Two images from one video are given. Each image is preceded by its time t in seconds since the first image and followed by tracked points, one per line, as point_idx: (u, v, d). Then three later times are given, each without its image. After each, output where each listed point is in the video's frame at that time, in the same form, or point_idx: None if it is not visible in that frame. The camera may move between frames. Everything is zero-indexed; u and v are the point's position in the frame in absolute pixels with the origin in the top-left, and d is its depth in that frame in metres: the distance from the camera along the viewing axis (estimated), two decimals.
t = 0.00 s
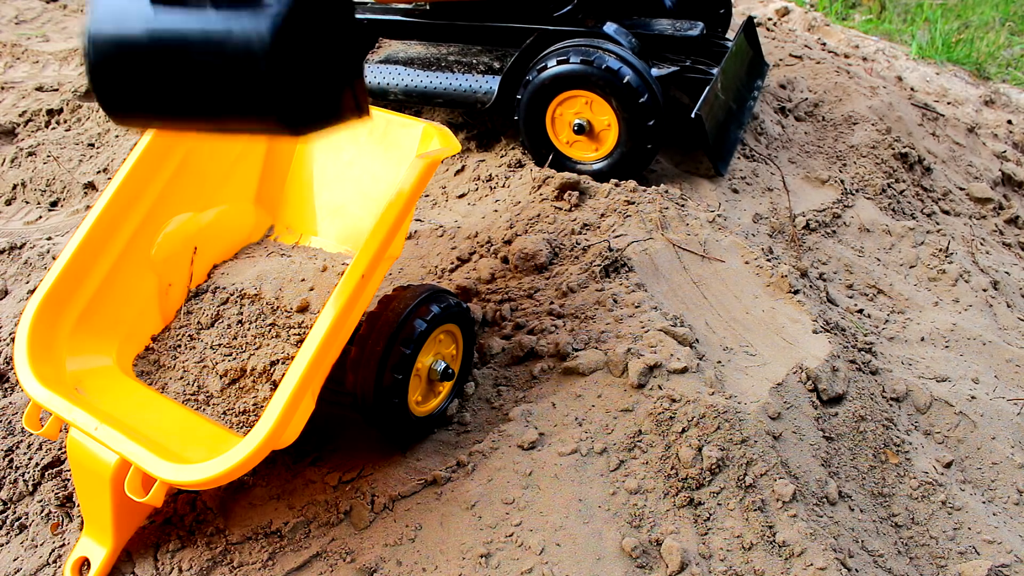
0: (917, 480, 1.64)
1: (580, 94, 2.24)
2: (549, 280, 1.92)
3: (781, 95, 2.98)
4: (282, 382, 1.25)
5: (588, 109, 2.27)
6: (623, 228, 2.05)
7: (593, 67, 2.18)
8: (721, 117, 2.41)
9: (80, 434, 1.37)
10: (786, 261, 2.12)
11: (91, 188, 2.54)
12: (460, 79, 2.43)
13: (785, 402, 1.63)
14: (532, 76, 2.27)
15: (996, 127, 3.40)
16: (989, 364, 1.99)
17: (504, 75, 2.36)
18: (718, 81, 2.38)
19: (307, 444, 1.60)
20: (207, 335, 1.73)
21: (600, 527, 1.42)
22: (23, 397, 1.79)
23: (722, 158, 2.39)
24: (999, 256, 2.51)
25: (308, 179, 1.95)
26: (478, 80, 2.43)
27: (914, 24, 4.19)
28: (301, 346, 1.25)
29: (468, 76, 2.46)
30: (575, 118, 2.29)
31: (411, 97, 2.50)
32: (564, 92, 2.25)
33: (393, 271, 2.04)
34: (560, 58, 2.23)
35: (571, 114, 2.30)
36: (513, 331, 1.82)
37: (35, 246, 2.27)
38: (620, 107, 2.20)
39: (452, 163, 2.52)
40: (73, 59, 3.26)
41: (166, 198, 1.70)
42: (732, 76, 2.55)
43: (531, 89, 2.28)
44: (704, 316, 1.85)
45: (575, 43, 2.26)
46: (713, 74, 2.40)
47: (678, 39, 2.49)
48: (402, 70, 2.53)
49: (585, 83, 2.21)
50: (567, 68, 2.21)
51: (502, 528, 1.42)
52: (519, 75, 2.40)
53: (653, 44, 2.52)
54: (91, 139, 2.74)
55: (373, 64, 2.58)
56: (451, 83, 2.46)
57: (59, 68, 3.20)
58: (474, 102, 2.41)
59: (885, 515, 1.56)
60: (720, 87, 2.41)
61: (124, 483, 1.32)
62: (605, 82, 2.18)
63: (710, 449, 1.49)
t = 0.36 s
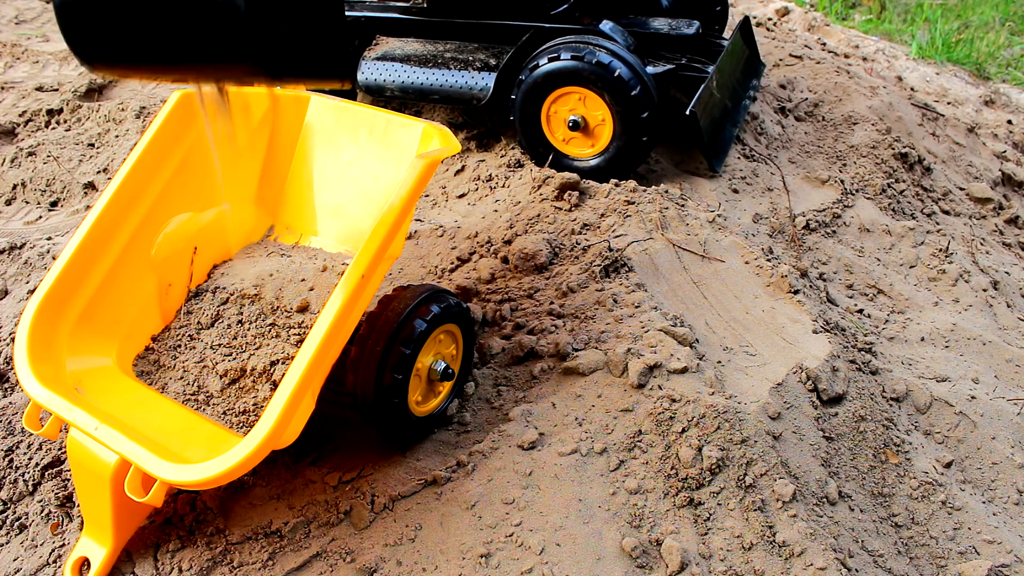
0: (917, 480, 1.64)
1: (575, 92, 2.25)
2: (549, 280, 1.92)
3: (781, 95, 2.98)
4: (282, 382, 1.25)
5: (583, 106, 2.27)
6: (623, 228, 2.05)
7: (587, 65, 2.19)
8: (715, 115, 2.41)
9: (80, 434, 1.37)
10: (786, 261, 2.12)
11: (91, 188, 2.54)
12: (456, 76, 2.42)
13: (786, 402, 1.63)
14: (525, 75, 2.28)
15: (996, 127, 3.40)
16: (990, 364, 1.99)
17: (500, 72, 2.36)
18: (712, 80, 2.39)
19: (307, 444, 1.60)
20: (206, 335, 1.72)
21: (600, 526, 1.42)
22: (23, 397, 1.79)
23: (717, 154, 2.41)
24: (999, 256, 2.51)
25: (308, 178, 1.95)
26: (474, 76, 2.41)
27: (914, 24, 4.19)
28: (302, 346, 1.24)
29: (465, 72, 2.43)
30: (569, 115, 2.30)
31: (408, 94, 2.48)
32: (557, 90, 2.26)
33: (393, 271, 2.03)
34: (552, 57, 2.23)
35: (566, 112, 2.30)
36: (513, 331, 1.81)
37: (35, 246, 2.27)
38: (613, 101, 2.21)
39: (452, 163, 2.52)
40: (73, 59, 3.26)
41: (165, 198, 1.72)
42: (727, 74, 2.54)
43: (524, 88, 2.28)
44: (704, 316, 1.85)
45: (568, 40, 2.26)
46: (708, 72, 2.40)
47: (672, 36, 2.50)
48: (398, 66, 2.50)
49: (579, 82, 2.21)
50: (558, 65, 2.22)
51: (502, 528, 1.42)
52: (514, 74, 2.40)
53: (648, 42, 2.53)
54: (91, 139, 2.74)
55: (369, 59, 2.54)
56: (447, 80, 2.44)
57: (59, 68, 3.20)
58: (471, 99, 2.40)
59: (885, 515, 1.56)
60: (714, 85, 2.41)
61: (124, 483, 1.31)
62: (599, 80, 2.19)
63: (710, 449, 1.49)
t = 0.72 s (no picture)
0: (917, 480, 1.64)
1: (575, 92, 2.25)
2: (549, 280, 1.92)
3: (781, 94, 2.98)
4: (282, 382, 1.24)
5: (585, 108, 2.27)
6: (623, 228, 2.05)
7: (588, 65, 2.18)
8: (716, 113, 2.40)
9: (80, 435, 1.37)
10: (786, 261, 2.12)
11: (91, 188, 2.54)
12: (457, 78, 2.42)
13: (785, 402, 1.63)
14: (526, 76, 2.28)
15: (996, 127, 3.40)
16: (990, 364, 1.99)
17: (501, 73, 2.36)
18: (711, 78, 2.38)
19: (307, 444, 1.60)
20: (206, 335, 1.72)
21: (600, 526, 1.42)
22: (23, 397, 1.79)
23: (717, 155, 2.40)
24: (999, 256, 2.51)
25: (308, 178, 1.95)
26: (476, 78, 2.42)
27: (914, 24, 4.19)
28: (301, 346, 1.24)
29: (466, 74, 2.43)
30: (571, 115, 2.30)
31: (409, 95, 2.50)
32: (558, 91, 2.26)
33: (393, 271, 2.03)
34: (553, 57, 2.23)
35: (567, 112, 2.30)
36: (513, 331, 1.82)
37: (35, 246, 2.27)
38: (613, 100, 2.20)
39: (452, 163, 2.51)
40: (73, 59, 3.27)
41: (165, 198, 1.72)
42: (727, 74, 2.54)
43: (525, 89, 2.28)
44: (704, 316, 1.85)
45: (569, 40, 2.26)
46: (709, 72, 2.40)
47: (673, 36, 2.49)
48: (400, 67, 2.51)
49: (579, 82, 2.22)
50: (560, 65, 2.22)
51: (502, 528, 1.42)
52: (515, 74, 2.41)
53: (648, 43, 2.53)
54: (91, 139, 2.74)
55: (370, 60, 2.54)
56: (449, 81, 2.44)
57: (59, 68, 3.20)
58: (472, 101, 2.41)
59: (885, 515, 1.56)
60: (715, 84, 2.41)
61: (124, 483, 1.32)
62: (599, 79, 2.19)
63: (710, 449, 1.49)
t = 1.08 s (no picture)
0: (918, 480, 1.64)
1: (584, 97, 2.24)
2: (549, 280, 1.92)
3: (781, 95, 2.98)
4: (282, 382, 1.24)
5: (592, 112, 2.27)
6: (623, 228, 2.05)
7: (599, 71, 2.18)
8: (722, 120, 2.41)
9: (80, 435, 1.37)
10: (786, 261, 2.12)
11: (91, 188, 2.54)
12: (463, 85, 2.42)
13: (785, 402, 1.63)
14: (537, 79, 2.27)
15: (996, 127, 3.40)
16: (990, 364, 1.99)
17: (508, 79, 2.36)
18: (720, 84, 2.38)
19: (307, 444, 1.60)
20: (206, 334, 1.72)
21: (600, 526, 1.42)
22: (23, 397, 1.79)
23: (725, 161, 2.40)
24: (999, 256, 2.51)
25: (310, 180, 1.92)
26: (482, 85, 2.42)
27: (914, 24, 4.19)
28: (301, 346, 1.24)
29: (472, 81, 2.44)
30: (579, 122, 2.30)
31: (414, 102, 2.51)
32: (567, 96, 2.25)
33: (393, 271, 2.03)
34: (567, 62, 2.22)
35: (574, 116, 2.30)
36: (513, 331, 1.82)
37: (35, 246, 2.27)
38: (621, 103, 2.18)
39: (452, 163, 2.51)
40: (73, 59, 3.27)
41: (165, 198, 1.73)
42: (733, 79, 2.54)
43: (535, 92, 2.28)
44: (704, 316, 1.85)
45: (583, 46, 2.25)
46: (715, 77, 2.40)
47: (678, 41, 2.49)
48: (405, 74, 2.52)
49: (591, 87, 2.20)
50: (572, 73, 2.20)
51: (502, 528, 1.42)
52: (523, 78, 2.40)
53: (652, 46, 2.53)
54: (91, 139, 2.74)
55: (374, 67, 2.55)
56: (454, 89, 2.45)
57: (59, 68, 3.20)
58: (478, 108, 2.42)
59: (885, 515, 1.56)
60: (722, 91, 2.41)
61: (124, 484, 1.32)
62: (610, 88, 2.18)
63: (710, 449, 1.49)
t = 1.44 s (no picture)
0: (918, 480, 1.64)
1: (584, 97, 2.24)
2: (549, 280, 1.92)
3: (781, 95, 2.98)
4: (282, 382, 1.24)
5: (592, 112, 2.27)
6: (623, 228, 2.05)
7: (599, 71, 2.17)
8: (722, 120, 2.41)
9: (80, 435, 1.37)
10: (786, 261, 2.12)
11: (91, 188, 2.54)
12: (463, 85, 2.42)
13: (785, 402, 1.63)
14: (537, 79, 2.27)
15: (996, 127, 3.40)
16: (990, 364, 1.99)
17: (507, 79, 2.36)
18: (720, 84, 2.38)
19: (307, 444, 1.60)
20: (206, 334, 1.72)
21: (600, 526, 1.42)
22: (23, 397, 1.79)
23: (725, 161, 2.40)
24: (999, 256, 2.51)
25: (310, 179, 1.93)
26: (482, 85, 2.41)
27: (914, 24, 4.19)
28: (301, 346, 1.24)
29: (472, 82, 2.43)
30: (579, 122, 2.30)
31: (414, 102, 2.50)
32: (567, 96, 2.25)
33: (393, 271, 2.03)
34: (567, 62, 2.22)
35: (574, 116, 2.30)
36: (513, 331, 1.82)
37: (35, 246, 2.27)
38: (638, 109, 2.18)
39: (452, 163, 2.51)
40: (73, 59, 3.27)
41: (166, 199, 1.73)
42: (733, 79, 2.54)
43: (534, 92, 2.28)
44: (704, 316, 1.85)
45: (582, 46, 2.25)
46: (715, 77, 2.40)
47: (678, 41, 2.50)
48: (405, 74, 2.51)
49: (590, 88, 2.20)
50: (572, 73, 2.20)
51: (502, 528, 1.42)
52: (523, 78, 2.40)
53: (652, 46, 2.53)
54: (91, 139, 2.74)
55: (375, 67, 2.54)
56: (454, 89, 2.44)
57: (59, 68, 3.20)
58: (478, 108, 2.41)
59: (885, 515, 1.56)
60: (722, 91, 2.41)
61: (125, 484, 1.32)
62: (610, 88, 2.18)
63: (710, 449, 1.49)
